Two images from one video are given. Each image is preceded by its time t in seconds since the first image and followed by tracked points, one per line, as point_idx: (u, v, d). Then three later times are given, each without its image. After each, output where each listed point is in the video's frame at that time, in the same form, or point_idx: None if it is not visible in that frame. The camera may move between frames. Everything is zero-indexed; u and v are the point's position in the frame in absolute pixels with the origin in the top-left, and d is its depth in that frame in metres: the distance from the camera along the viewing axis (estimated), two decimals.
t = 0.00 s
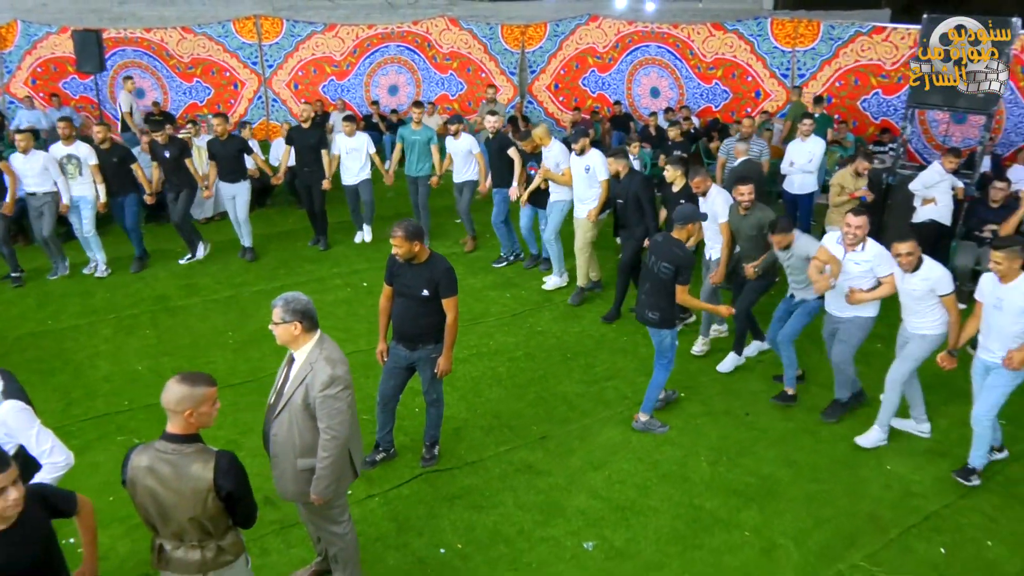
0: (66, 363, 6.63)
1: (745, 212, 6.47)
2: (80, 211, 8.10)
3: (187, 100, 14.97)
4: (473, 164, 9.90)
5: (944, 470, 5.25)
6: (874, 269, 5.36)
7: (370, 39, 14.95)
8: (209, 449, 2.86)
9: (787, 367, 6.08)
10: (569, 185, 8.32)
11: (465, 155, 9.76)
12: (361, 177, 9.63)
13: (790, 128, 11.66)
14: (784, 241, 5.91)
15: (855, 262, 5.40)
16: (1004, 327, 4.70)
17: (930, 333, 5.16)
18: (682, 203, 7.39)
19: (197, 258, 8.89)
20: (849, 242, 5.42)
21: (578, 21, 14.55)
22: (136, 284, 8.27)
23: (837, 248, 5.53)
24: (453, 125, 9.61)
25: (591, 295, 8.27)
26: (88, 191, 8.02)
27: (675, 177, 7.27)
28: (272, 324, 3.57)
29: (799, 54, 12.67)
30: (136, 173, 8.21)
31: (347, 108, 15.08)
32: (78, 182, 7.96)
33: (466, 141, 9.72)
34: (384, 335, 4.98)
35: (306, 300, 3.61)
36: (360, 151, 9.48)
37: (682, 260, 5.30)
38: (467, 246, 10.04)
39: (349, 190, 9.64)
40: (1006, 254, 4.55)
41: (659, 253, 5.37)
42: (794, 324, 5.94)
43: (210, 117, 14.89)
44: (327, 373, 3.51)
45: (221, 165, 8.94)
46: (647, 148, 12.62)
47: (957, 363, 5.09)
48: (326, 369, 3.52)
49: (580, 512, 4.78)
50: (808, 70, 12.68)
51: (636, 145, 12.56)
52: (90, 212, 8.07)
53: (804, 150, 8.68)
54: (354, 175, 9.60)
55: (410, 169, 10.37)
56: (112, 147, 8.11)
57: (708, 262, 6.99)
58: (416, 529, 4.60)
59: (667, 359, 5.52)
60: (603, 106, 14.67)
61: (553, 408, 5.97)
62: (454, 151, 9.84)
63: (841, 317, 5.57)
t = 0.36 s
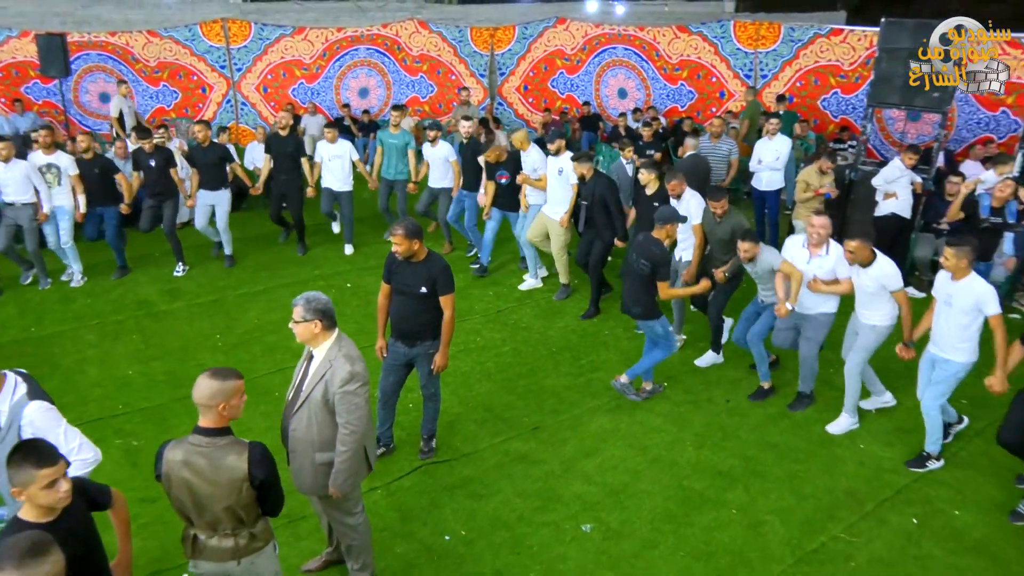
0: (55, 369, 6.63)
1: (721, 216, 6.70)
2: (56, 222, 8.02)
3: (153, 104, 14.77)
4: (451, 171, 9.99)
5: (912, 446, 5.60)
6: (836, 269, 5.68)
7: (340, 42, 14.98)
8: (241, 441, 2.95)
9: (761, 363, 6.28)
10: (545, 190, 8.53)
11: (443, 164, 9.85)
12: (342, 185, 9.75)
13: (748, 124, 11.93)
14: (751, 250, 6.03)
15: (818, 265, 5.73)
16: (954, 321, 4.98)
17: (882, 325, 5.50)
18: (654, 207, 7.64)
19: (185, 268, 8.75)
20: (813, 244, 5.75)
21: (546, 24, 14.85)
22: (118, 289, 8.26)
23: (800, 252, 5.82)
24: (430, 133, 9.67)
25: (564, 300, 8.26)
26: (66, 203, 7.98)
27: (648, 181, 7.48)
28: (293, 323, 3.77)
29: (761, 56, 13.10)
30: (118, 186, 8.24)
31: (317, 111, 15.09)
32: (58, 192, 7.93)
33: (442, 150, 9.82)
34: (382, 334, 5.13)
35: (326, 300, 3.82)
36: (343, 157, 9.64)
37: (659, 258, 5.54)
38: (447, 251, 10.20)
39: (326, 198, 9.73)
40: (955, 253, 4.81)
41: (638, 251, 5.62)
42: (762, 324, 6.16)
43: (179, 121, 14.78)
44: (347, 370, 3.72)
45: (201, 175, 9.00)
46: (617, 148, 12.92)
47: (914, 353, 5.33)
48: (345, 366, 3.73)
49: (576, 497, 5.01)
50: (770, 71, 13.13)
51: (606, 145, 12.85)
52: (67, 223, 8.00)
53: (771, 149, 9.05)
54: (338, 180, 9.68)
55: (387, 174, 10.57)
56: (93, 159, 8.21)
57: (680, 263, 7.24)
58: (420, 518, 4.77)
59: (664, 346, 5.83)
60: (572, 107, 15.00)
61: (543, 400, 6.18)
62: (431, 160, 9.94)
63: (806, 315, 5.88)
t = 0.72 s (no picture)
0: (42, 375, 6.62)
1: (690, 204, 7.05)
2: (34, 223, 8.00)
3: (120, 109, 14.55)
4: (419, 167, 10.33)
5: (882, 426, 5.94)
6: (800, 245, 6.13)
7: (309, 44, 14.96)
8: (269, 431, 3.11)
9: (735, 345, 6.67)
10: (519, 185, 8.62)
11: (411, 160, 10.14)
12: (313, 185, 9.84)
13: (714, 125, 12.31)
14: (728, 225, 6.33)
15: (784, 242, 6.17)
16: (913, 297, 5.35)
17: (846, 304, 5.82)
18: (621, 200, 7.81)
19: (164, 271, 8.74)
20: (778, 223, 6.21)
21: (514, 26, 15.07)
22: (98, 294, 8.23)
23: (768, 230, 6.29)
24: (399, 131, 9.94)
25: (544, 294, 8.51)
26: (44, 204, 7.92)
27: (613, 176, 7.78)
28: (304, 321, 3.90)
29: (725, 57, 13.49)
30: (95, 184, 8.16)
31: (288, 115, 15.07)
32: (33, 194, 7.85)
33: (411, 146, 10.07)
34: (380, 331, 5.30)
35: (336, 298, 3.96)
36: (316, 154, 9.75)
37: (638, 247, 5.76)
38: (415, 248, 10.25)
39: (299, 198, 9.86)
40: (914, 236, 5.16)
41: (619, 239, 5.85)
42: (739, 305, 6.54)
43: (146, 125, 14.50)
44: (356, 366, 3.85)
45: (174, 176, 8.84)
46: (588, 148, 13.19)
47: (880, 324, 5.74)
48: (355, 362, 3.86)
49: (570, 483, 5.22)
50: (734, 72, 13.54)
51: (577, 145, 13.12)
52: (47, 224, 7.99)
53: (740, 147, 9.36)
54: (308, 178, 9.77)
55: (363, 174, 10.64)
56: (71, 155, 8.01)
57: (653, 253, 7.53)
58: (423, 508, 4.94)
59: (620, 334, 6.04)
60: (542, 109, 15.29)
61: (532, 392, 6.38)
62: (400, 156, 10.20)
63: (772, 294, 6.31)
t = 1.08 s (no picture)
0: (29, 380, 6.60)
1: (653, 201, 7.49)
2: (12, 227, 7.95)
3: (84, 112, 13.77)
4: (392, 166, 10.48)
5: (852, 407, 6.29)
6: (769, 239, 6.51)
7: (278, 47, 14.88)
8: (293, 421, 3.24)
9: (697, 332, 7.13)
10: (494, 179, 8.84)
11: (384, 159, 10.26)
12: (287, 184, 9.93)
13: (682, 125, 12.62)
14: (701, 241, 6.51)
15: (753, 236, 6.56)
16: (869, 291, 5.70)
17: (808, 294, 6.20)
18: (591, 194, 8.01)
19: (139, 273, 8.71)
20: (748, 218, 6.60)
21: (483, 28, 15.26)
22: (78, 298, 8.20)
23: (737, 225, 6.67)
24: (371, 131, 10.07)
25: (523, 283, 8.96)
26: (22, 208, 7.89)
27: (584, 172, 7.97)
28: (312, 315, 3.97)
29: (689, 59, 13.89)
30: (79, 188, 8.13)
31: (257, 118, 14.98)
32: (10, 198, 7.77)
33: (384, 145, 10.18)
34: (374, 327, 5.45)
35: (343, 294, 4.02)
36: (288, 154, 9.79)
37: (633, 245, 6.07)
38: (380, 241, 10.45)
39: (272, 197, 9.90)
40: (867, 232, 5.52)
41: (614, 238, 6.15)
42: (705, 297, 6.91)
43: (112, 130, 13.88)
44: (362, 359, 3.92)
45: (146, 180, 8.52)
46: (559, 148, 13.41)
47: (836, 321, 6.06)
48: (361, 355, 3.93)
49: (563, 469, 5.44)
50: (697, 73, 13.94)
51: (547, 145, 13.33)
52: (25, 228, 7.94)
53: (708, 145, 9.73)
54: (279, 177, 9.86)
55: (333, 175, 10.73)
56: (55, 159, 7.93)
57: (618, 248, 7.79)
58: (423, 497, 5.11)
59: (620, 329, 6.30)
60: (511, 109, 15.53)
61: (520, 384, 6.59)
62: (372, 155, 10.30)
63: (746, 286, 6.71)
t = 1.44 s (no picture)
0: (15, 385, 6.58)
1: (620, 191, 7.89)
2: None
3: (46, 117, 13.54)
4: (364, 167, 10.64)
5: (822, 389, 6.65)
6: (734, 224, 6.90)
7: (244, 49, 14.76)
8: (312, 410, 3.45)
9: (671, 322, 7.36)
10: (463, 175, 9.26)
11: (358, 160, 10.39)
12: (258, 181, 9.96)
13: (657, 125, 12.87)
14: (673, 224, 6.83)
15: (720, 221, 6.91)
16: (825, 261, 6.18)
17: (773, 267, 6.61)
18: (563, 188, 8.31)
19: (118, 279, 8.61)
20: (713, 206, 6.93)
21: (449, 30, 15.42)
22: (58, 303, 8.16)
23: (703, 214, 6.99)
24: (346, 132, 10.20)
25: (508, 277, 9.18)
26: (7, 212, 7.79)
27: (559, 168, 8.24)
28: (319, 309, 4.07)
29: (653, 60, 14.26)
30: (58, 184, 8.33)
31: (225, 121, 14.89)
32: None
33: (358, 147, 10.35)
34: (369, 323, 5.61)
35: (348, 288, 4.12)
36: (260, 151, 9.80)
37: (616, 240, 6.33)
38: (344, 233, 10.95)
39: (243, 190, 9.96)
40: (822, 207, 6.04)
41: (597, 234, 6.42)
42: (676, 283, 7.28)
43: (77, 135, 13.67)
44: (369, 350, 4.03)
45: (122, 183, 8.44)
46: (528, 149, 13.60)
47: (802, 286, 6.69)
48: (368, 346, 4.04)
49: (554, 455, 5.67)
50: (662, 73, 14.29)
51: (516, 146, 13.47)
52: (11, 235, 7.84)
53: (678, 144, 10.04)
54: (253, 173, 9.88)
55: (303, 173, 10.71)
56: (37, 157, 8.05)
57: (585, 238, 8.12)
58: (421, 486, 5.29)
59: (612, 320, 6.56)
60: (479, 110, 15.72)
61: (507, 376, 6.80)
62: (345, 156, 10.41)
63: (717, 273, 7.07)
